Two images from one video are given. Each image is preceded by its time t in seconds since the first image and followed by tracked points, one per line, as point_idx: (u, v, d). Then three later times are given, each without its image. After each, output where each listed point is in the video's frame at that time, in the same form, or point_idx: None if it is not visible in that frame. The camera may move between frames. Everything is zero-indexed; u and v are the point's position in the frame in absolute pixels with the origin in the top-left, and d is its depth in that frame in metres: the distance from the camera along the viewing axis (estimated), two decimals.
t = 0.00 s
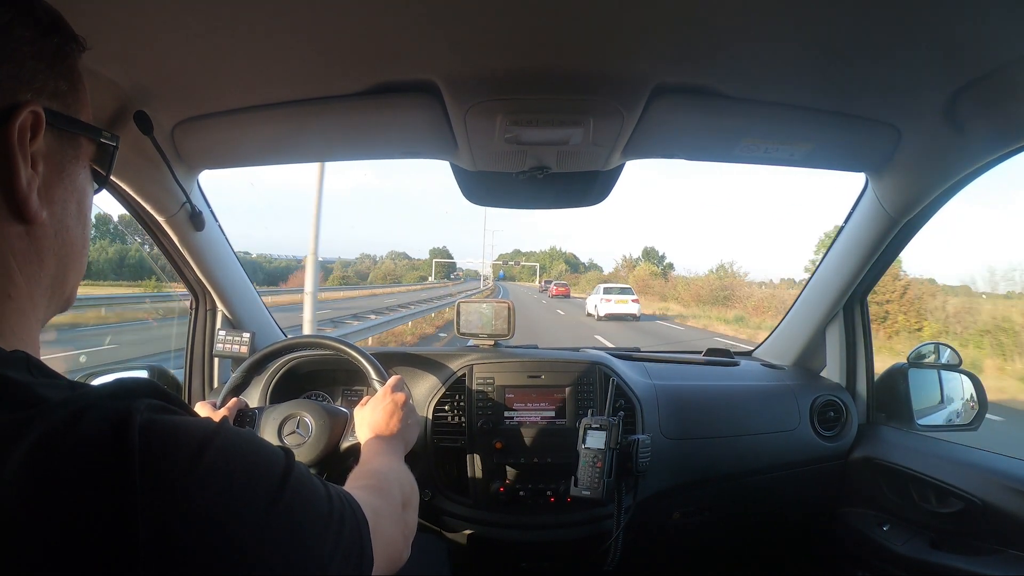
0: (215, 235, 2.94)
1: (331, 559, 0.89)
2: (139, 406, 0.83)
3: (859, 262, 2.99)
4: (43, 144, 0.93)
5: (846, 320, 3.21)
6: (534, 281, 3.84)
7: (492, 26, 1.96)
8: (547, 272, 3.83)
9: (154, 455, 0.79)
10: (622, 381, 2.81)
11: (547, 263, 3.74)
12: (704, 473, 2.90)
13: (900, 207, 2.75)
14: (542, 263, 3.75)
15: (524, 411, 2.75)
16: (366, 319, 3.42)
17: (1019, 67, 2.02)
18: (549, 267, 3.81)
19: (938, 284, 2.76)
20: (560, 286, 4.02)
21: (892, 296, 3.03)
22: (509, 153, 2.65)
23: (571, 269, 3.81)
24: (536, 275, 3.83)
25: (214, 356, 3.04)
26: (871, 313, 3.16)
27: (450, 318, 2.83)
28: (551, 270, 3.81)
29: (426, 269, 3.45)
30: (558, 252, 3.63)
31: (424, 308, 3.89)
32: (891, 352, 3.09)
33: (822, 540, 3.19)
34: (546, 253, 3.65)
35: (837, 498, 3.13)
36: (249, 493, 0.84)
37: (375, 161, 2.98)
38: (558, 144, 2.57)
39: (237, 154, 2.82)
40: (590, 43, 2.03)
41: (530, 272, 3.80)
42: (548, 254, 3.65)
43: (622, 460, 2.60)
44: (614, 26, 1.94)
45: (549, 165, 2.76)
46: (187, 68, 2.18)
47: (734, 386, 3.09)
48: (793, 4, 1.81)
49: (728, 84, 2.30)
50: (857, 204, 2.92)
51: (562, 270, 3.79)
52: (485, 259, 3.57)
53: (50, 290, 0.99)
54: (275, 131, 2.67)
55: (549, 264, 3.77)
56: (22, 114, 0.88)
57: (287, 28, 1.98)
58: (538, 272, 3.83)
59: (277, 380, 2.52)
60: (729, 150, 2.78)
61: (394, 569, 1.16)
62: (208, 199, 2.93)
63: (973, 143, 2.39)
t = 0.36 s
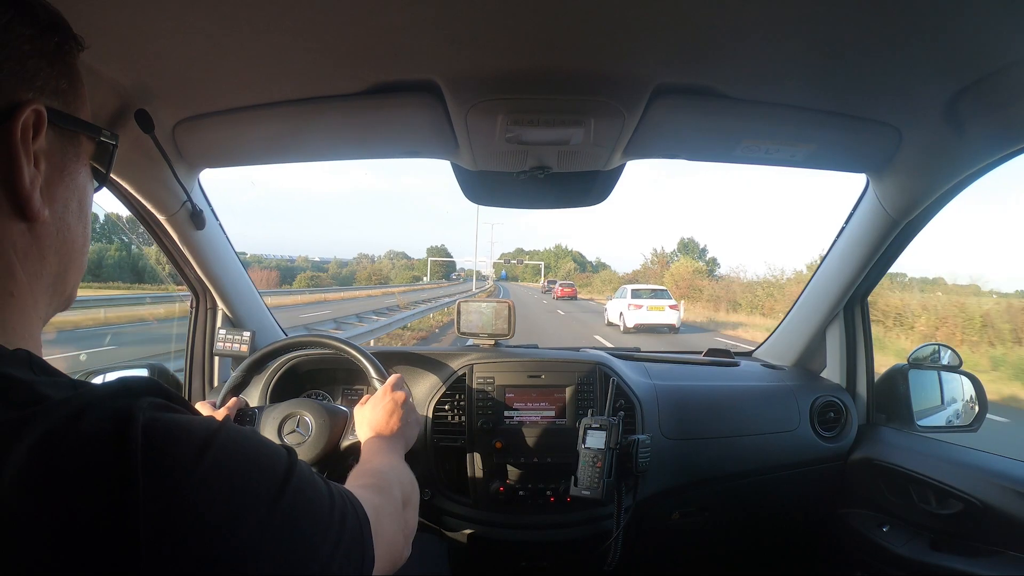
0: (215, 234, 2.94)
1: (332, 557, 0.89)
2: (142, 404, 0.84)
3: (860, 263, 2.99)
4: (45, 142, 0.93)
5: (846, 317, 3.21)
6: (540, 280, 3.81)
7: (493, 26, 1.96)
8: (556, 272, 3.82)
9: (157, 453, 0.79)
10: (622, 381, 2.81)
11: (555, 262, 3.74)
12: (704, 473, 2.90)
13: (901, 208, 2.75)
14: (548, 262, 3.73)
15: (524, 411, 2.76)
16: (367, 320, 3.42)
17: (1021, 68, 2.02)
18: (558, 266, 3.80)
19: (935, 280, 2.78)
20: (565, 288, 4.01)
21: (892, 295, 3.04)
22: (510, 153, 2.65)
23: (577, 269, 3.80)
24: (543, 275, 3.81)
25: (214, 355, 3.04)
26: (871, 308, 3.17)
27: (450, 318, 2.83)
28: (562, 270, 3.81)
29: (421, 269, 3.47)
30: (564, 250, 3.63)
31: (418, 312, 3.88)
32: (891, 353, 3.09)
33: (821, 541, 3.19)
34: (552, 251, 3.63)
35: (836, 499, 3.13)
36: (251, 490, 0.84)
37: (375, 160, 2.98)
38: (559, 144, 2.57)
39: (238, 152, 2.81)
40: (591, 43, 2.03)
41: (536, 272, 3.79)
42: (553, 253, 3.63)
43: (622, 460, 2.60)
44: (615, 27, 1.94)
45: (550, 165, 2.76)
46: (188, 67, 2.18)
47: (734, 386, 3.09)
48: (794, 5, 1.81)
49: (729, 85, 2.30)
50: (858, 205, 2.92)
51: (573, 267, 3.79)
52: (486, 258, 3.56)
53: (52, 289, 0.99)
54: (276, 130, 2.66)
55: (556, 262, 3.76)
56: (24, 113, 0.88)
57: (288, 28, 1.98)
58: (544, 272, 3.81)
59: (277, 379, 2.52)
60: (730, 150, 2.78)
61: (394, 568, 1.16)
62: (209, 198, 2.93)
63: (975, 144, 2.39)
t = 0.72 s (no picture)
0: (215, 235, 2.94)
1: (336, 557, 0.89)
2: (146, 405, 0.83)
3: (860, 262, 2.99)
4: (50, 149, 0.93)
5: (846, 316, 3.22)
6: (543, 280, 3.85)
7: (492, 27, 1.96)
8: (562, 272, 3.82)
9: (162, 454, 0.79)
10: (622, 381, 2.81)
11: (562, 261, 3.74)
12: (704, 473, 2.90)
13: (900, 207, 2.75)
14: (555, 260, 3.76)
15: (523, 411, 2.76)
16: (366, 320, 3.44)
17: (1020, 67, 2.02)
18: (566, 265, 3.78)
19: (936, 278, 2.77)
20: (574, 289, 3.92)
21: (892, 296, 3.03)
22: (509, 153, 2.64)
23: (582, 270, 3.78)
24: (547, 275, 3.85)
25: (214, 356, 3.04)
26: (870, 309, 3.17)
27: (450, 318, 2.83)
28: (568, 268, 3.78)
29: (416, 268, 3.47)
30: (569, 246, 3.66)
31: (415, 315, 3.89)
32: (891, 352, 3.09)
33: (821, 540, 3.20)
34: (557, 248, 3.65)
35: (837, 498, 3.13)
36: (256, 491, 0.84)
37: (375, 161, 2.98)
38: (558, 144, 2.56)
39: (237, 153, 2.81)
40: (590, 43, 2.03)
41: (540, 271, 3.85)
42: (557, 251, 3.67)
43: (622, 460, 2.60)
44: (615, 27, 1.94)
45: (549, 165, 2.76)
46: (187, 68, 2.18)
47: (734, 386, 3.09)
48: (794, 4, 1.81)
49: (728, 85, 2.30)
50: (857, 204, 2.92)
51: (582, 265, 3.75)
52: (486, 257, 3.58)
53: (56, 294, 0.99)
54: (275, 131, 2.66)
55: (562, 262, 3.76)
56: (29, 119, 0.88)
57: (288, 28, 1.98)
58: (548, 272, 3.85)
59: (277, 379, 2.52)
60: (729, 150, 2.78)
61: (398, 566, 1.16)
62: (208, 199, 2.93)
63: (974, 143, 2.39)
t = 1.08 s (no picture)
0: (215, 235, 2.93)
1: (337, 556, 0.89)
2: (147, 402, 0.83)
3: (860, 262, 2.99)
4: (52, 149, 0.93)
5: (846, 316, 3.21)
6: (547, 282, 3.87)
7: (493, 27, 1.96)
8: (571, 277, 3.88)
9: (162, 453, 0.79)
10: (622, 381, 2.81)
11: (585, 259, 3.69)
12: (704, 473, 2.91)
13: (900, 208, 2.75)
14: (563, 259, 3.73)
15: (523, 411, 2.76)
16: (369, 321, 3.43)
17: (1020, 68, 2.02)
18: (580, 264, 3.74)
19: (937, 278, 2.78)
20: (583, 290, 4.00)
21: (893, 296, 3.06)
22: (509, 153, 2.64)
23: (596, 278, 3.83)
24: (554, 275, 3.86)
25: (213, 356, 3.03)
26: (871, 309, 3.18)
27: (450, 318, 2.83)
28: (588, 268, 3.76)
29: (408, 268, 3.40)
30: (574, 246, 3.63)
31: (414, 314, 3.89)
32: (890, 352, 3.09)
33: (821, 541, 3.20)
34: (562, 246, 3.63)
35: (836, 499, 3.13)
36: (258, 490, 0.84)
37: (375, 160, 2.98)
38: (559, 144, 2.57)
39: (237, 153, 2.81)
40: (591, 43, 2.03)
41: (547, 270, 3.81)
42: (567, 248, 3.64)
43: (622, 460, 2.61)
44: (616, 27, 1.94)
45: (549, 165, 2.76)
46: (187, 68, 2.18)
47: (734, 386, 3.09)
48: (794, 5, 1.81)
49: (729, 85, 2.30)
50: (857, 205, 2.92)
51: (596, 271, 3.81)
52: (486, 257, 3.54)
53: (58, 294, 0.98)
54: (275, 130, 2.66)
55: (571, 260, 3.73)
56: (31, 119, 0.88)
57: (289, 28, 1.98)
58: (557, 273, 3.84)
59: (277, 379, 2.52)
60: (729, 151, 2.79)
61: (398, 567, 1.16)
62: (208, 198, 2.93)
63: (973, 143, 2.40)
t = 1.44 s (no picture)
0: (215, 236, 2.93)
1: (338, 557, 0.89)
2: (147, 402, 0.83)
3: (860, 261, 2.99)
4: (52, 152, 0.93)
5: (846, 317, 3.22)
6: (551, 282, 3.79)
7: (492, 28, 1.96)
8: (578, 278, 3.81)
9: (163, 453, 0.79)
10: (622, 381, 2.81)
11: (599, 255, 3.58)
12: (704, 472, 2.90)
13: (900, 207, 2.75)
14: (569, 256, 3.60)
15: (523, 411, 2.75)
16: (371, 321, 3.40)
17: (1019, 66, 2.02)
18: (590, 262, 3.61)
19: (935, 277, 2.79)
20: (596, 292, 3.96)
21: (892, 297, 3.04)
22: (509, 153, 2.64)
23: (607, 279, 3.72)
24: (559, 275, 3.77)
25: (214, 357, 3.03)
26: (870, 309, 3.18)
27: (450, 319, 2.83)
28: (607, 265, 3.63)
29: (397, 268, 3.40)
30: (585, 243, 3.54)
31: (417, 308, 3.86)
32: (891, 351, 3.10)
33: (821, 540, 3.20)
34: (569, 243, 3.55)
35: (837, 497, 3.13)
36: (258, 490, 0.84)
37: (375, 161, 2.98)
38: (559, 144, 2.57)
39: (237, 154, 2.81)
40: (590, 43, 2.04)
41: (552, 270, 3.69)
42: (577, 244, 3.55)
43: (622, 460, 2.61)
44: (615, 27, 1.95)
45: (549, 165, 2.76)
46: (187, 69, 2.18)
47: (735, 386, 3.09)
48: (793, 4, 1.81)
49: (728, 84, 2.30)
50: (857, 204, 2.92)
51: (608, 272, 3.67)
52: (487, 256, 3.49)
53: (60, 297, 0.98)
54: (275, 131, 2.66)
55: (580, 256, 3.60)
56: (31, 122, 0.88)
57: (289, 29, 1.98)
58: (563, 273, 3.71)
59: (277, 379, 2.53)
60: (729, 150, 2.79)
61: (399, 569, 1.16)
62: (208, 199, 2.92)
63: (973, 142, 2.40)
